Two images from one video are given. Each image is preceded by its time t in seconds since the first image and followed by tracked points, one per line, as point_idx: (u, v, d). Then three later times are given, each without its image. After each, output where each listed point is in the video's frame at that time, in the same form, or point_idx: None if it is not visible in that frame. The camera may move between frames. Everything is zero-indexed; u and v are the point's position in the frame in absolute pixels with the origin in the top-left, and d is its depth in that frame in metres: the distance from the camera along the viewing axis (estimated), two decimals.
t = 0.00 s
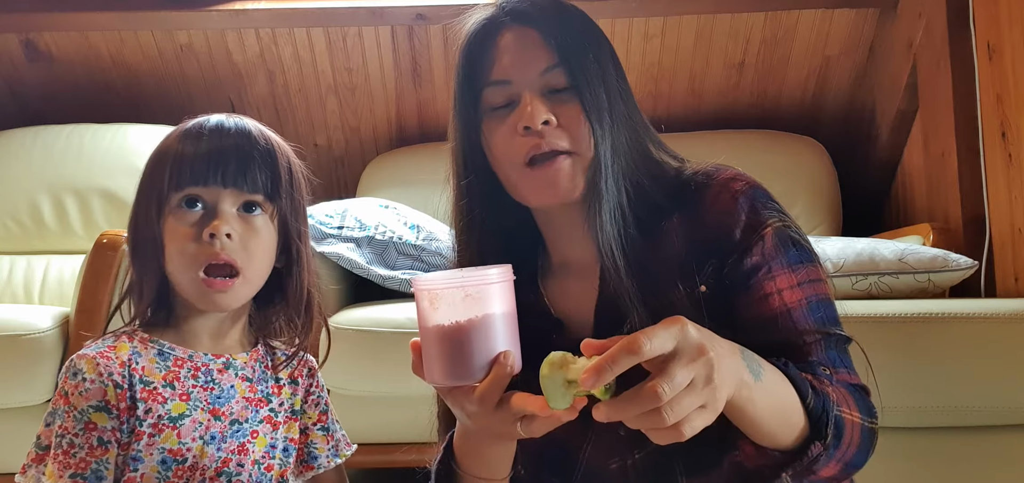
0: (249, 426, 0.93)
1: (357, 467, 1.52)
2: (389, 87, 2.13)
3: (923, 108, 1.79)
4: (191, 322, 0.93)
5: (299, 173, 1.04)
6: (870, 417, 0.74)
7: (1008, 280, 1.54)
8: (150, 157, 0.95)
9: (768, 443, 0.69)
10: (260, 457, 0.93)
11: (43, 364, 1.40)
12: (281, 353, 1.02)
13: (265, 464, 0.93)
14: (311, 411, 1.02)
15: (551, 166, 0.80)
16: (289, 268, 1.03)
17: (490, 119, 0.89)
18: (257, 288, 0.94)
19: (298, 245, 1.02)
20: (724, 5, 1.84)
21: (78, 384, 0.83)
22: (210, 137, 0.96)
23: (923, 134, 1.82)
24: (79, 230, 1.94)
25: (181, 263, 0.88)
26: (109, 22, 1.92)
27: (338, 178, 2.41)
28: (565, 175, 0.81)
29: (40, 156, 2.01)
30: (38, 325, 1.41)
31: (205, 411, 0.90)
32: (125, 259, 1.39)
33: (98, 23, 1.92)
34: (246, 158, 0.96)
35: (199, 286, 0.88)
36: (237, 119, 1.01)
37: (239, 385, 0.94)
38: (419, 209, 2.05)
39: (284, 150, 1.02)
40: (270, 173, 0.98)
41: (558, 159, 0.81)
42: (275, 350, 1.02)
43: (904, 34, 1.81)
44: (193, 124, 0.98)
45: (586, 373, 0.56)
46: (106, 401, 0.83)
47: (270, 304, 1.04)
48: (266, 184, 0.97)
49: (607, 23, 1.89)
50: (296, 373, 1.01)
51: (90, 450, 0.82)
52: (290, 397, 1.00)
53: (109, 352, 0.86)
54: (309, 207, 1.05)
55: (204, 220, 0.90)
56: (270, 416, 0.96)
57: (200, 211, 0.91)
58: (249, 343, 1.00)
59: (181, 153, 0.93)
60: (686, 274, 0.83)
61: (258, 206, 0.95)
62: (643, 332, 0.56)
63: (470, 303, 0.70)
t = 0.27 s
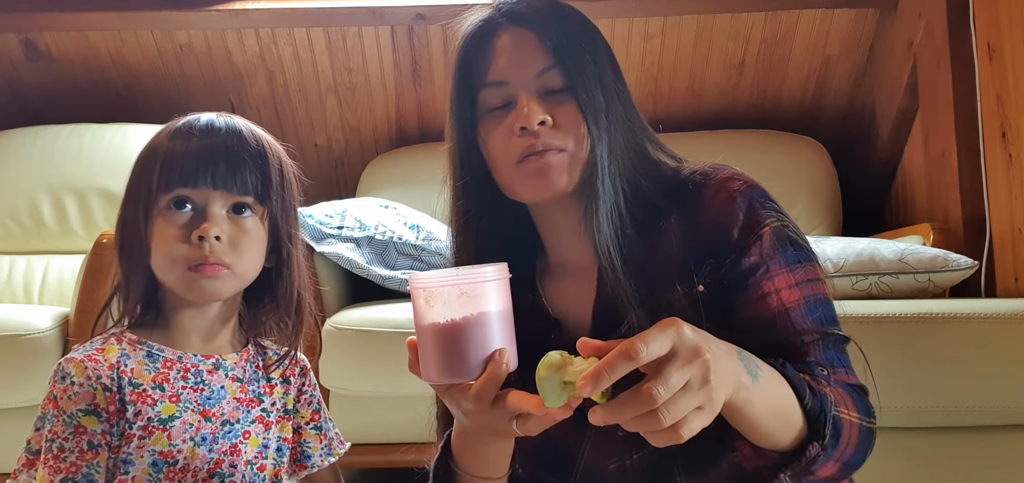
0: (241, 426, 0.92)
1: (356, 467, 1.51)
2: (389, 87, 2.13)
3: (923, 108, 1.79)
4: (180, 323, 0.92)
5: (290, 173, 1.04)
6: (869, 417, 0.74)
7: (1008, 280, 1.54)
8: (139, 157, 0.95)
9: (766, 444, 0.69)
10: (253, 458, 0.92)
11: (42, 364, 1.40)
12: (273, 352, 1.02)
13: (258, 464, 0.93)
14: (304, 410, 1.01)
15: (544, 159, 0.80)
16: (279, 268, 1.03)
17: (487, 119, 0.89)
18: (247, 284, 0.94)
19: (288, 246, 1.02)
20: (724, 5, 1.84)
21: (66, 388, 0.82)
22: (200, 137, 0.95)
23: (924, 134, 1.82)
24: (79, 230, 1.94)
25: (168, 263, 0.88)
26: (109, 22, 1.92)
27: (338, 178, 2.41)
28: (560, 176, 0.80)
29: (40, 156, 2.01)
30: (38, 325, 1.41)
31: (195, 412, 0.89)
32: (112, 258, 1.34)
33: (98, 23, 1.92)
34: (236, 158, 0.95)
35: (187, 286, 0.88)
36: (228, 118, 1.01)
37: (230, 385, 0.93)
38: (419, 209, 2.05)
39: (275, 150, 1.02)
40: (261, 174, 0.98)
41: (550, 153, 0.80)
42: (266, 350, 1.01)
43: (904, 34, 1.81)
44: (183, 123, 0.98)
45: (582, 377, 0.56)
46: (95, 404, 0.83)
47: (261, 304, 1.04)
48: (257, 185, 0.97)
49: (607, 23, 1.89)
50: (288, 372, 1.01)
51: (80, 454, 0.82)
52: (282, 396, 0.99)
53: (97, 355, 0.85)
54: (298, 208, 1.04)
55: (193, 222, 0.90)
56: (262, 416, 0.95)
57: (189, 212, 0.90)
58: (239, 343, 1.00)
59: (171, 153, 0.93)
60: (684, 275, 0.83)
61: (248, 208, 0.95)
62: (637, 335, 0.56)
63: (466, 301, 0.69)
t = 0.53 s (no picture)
0: (237, 427, 0.92)
1: (355, 467, 1.51)
2: (389, 87, 2.14)
3: (923, 108, 1.79)
4: (174, 323, 0.92)
5: (284, 172, 1.04)
6: (869, 416, 0.74)
7: (1008, 280, 1.54)
8: (133, 156, 0.95)
9: (766, 442, 0.69)
10: (250, 458, 0.92)
11: (42, 364, 1.40)
12: (269, 352, 1.02)
13: (255, 464, 0.92)
14: (301, 410, 1.01)
15: (545, 166, 0.80)
16: (274, 268, 1.03)
17: (485, 118, 0.89)
18: (241, 287, 0.94)
19: (282, 246, 1.02)
20: (724, 5, 1.84)
21: (61, 390, 0.82)
22: (193, 135, 0.95)
23: (923, 134, 1.82)
24: (79, 229, 1.94)
25: (162, 263, 0.88)
26: (109, 22, 1.92)
27: (338, 178, 2.41)
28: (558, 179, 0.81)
29: (40, 156, 2.01)
30: (37, 325, 1.41)
31: (190, 413, 0.89)
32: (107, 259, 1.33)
33: (98, 23, 1.92)
34: (230, 158, 0.95)
35: (181, 287, 0.88)
36: (220, 117, 1.01)
37: (226, 385, 0.93)
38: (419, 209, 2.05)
39: (268, 149, 1.02)
40: (254, 172, 0.98)
41: (552, 158, 0.81)
42: (262, 350, 1.01)
43: (904, 34, 1.81)
44: (176, 122, 0.98)
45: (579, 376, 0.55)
46: (90, 406, 0.83)
47: (256, 304, 1.04)
48: (250, 184, 0.97)
49: (607, 23, 1.89)
50: (285, 372, 1.01)
51: (76, 456, 0.82)
52: (279, 396, 0.99)
53: (92, 357, 0.85)
54: (293, 208, 1.04)
55: (186, 222, 0.89)
56: (258, 416, 0.95)
57: (182, 211, 0.90)
58: (235, 342, 0.99)
59: (164, 151, 0.93)
60: (684, 275, 0.83)
61: (242, 208, 0.95)
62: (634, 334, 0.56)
63: (465, 300, 0.70)
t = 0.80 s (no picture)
0: (237, 427, 0.92)
1: (355, 467, 1.51)
2: (389, 87, 2.14)
3: (923, 108, 1.79)
4: (174, 324, 0.92)
5: (284, 172, 1.04)
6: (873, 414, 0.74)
7: (1008, 280, 1.54)
8: (132, 156, 0.95)
9: (771, 432, 0.69)
10: (249, 458, 0.92)
11: (42, 364, 1.40)
12: (269, 352, 1.02)
13: (254, 464, 0.92)
14: (300, 410, 1.01)
15: (545, 162, 0.80)
16: (274, 268, 1.03)
17: (486, 118, 0.89)
18: (240, 288, 0.94)
19: (282, 246, 1.02)
20: (724, 5, 1.84)
21: (60, 390, 0.82)
22: (192, 135, 0.96)
23: (923, 134, 1.82)
24: (79, 229, 1.95)
25: (161, 265, 0.88)
26: (109, 22, 1.92)
27: (338, 178, 2.41)
28: (559, 172, 0.80)
29: (40, 156, 2.01)
30: (38, 325, 1.42)
31: (190, 413, 0.89)
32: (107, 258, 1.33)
33: (98, 23, 1.92)
34: (230, 158, 0.95)
35: (181, 288, 0.87)
36: (220, 116, 1.01)
37: (225, 386, 0.93)
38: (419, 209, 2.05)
39: (268, 148, 1.02)
40: (253, 172, 0.98)
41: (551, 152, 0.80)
42: (262, 349, 1.01)
43: (904, 34, 1.81)
44: (175, 122, 0.98)
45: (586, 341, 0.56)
46: (90, 407, 0.83)
47: (256, 304, 1.04)
48: (250, 184, 0.97)
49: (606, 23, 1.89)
50: (285, 372, 1.01)
51: (75, 456, 0.82)
52: (279, 396, 0.99)
53: (92, 357, 0.85)
54: (294, 208, 1.04)
55: (186, 223, 0.89)
56: (258, 416, 0.95)
57: (181, 212, 0.90)
58: (236, 342, 0.99)
59: (163, 151, 0.93)
60: (683, 273, 0.84)
61: (242, 209, 0.95)
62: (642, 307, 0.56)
63: (465, 309, 0.69)
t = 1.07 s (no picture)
0: (238, 427, 0.92)
1: (355, 467, 1.51)
2: (389, 87, 2.14)
3: (923, 108, 1.79)
4: (176, 325, 0.92)
5: (286, 172, 1.04)
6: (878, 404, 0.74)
7: (1008, 280, 1.54)
8: (134, 156, 0.95)
9: (767, 400, 0.67)
10: (250, 458, 0.92)
11: (42, 364, 1.40)
12: (270, 352, 1.02)
13: (256, 464, 0.93)
14: (302, 410, 1.01)
15: (543, 161, 0.80)
16: (274, 269, 1.03)
17: (488, 117, 0.89)
18: (240, 287, 0.93)
19: (282, 246, 1.02)
20: (724, 5, 1.84)
21: (61, 389, 0.82)
22: (193, 135, 0.96)
23: (923, 134, 1.82)
24: (79, 229, 1.95)
25: (161, 264, 0.88)
26: (109, 23, 1.92)
27: (338, 178, 2.41)
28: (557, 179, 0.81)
29: (40, 156, 2.01)
30: (38, 325, 1.42)
31: (191, 413, 0.89)
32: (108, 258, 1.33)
33: (98, 23, 1.92)
34: (230, 158, 0.95)
35: (180, 287, 0.87)
36: (222, 116, 1.01)
37: (227, 385, 0.93)
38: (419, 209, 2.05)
39: (269, 148, 1.02)
40: (254, 172, 0.98)
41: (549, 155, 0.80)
42: (264, 349, 1.01)
43: (904, 34, 1.81)
44: (177, 122, 0.98)
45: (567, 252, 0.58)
46: (91, 406, 0.82)
47: (257, 304, 1.04)
48: (251, 184, 0.97)
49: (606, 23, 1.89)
50: (286, 372, 1.01)
51: (76, 455, 0.81)
52: (280, 396, 0.99)
53: (93, 356, 0.85)
54: (295, 208, 1.04)
55: (186, 223, 0.89)
56: (259, 416, 0.95)
57: (182, 212, 0.90)
58: (237, 343, 0.99)
59: (165, 150, 0.93)
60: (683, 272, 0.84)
61: (242, 208, 0.95)
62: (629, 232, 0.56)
63: (461, 320, 0.69)
